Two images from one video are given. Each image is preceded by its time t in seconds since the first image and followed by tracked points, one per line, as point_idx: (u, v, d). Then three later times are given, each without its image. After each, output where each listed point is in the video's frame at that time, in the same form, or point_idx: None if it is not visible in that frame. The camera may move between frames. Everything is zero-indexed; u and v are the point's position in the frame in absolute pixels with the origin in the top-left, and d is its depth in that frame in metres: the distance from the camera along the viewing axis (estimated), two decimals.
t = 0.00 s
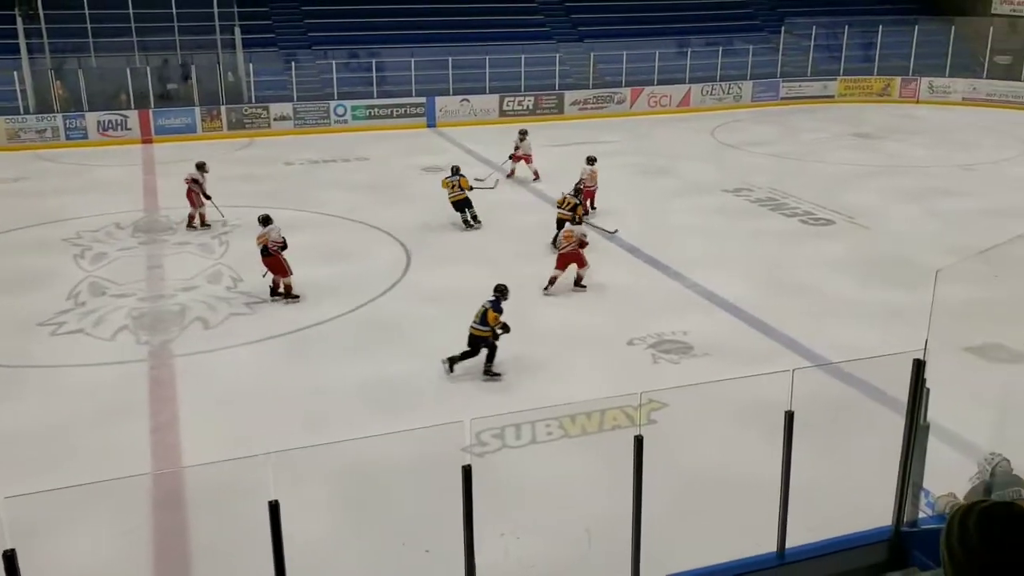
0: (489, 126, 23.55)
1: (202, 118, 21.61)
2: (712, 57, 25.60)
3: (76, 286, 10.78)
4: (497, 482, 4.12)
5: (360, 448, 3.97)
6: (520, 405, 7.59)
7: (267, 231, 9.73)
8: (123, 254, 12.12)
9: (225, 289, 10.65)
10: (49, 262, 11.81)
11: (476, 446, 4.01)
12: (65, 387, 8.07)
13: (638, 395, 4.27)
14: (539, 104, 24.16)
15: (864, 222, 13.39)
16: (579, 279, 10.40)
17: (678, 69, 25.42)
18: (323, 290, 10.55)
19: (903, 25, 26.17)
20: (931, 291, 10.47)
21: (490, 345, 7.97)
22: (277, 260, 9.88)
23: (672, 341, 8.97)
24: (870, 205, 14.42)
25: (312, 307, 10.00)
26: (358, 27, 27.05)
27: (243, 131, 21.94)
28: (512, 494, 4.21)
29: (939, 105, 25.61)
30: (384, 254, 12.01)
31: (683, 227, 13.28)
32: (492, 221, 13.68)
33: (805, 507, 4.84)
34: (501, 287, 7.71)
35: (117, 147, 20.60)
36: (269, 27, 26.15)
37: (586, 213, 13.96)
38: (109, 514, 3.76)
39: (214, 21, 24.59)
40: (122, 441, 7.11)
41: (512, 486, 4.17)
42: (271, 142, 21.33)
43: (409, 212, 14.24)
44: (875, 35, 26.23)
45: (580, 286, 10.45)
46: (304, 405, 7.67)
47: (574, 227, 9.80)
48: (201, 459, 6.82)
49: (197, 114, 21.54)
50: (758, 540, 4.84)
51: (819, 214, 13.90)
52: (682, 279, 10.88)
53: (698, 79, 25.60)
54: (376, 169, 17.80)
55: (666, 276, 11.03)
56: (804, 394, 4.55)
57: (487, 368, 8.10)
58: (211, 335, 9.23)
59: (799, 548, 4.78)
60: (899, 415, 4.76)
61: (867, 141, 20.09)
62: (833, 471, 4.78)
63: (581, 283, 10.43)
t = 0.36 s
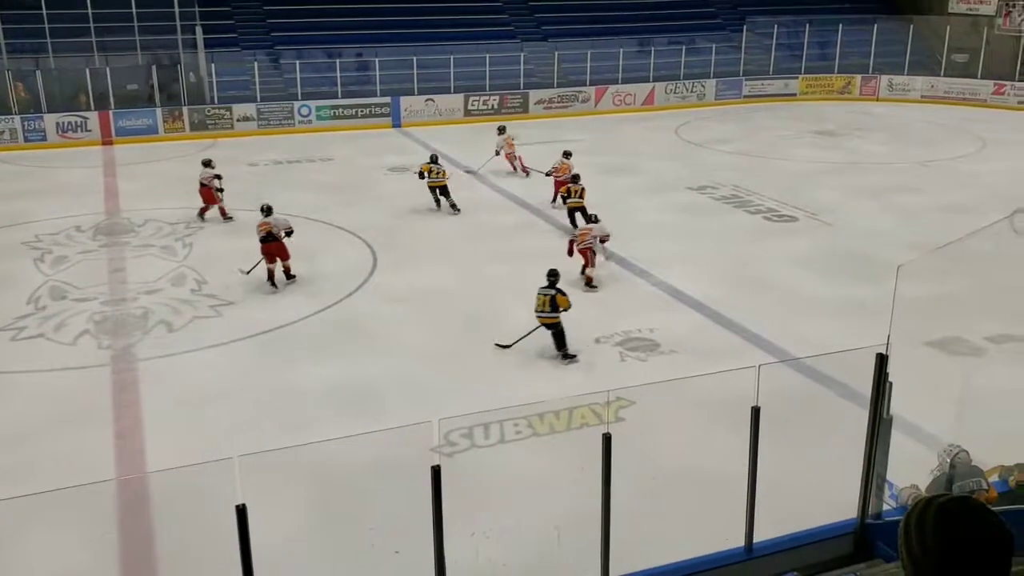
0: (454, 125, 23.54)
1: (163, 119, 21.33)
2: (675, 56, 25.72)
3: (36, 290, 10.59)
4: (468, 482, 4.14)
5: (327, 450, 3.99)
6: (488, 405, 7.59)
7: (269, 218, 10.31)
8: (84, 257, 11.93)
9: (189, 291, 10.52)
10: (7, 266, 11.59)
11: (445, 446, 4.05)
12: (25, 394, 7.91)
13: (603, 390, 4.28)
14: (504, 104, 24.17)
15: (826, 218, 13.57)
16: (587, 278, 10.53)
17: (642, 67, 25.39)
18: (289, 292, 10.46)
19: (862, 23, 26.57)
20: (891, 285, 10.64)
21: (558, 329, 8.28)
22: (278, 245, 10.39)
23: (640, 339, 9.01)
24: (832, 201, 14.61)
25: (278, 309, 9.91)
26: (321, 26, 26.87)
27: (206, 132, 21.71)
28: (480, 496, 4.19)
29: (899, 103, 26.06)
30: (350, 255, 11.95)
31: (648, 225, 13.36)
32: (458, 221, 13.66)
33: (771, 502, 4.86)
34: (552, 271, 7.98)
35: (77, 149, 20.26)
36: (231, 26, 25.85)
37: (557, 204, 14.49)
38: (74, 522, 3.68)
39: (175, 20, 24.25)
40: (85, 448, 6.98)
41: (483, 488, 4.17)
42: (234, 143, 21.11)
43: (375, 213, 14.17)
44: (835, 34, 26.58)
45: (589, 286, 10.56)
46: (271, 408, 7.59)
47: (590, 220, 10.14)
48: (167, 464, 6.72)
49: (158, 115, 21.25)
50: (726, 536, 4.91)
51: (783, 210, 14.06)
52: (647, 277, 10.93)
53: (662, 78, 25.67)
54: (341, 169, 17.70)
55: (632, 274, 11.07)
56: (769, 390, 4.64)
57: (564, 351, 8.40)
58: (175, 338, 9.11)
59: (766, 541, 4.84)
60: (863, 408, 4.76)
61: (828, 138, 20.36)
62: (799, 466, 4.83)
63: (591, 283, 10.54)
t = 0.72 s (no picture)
0: (460, 124, 23.52)
1: (170, 118, 21.38)
2: (681, 54, 25.74)
3: (43, 288, 10.63)
4: (474, 484, 4.09)
5: (329, 448, 4.00)
6: (493, 404, 7.59)
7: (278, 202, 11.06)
8: (90, 255, 11.96)
9: (195, 289, 10.55)
10: (13, 264, 11.63)
11: (449, 444, 4.04)
12: (32, 391, 7.94)
13: (608, 391, 4.29)
14: (509, 102, 24.14)
15: (832, 218, 13.54)
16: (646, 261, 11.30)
17: (649, 66, 25.41)
18: (294, 290, 10.48)
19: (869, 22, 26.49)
20: (897, 285, 10.61)
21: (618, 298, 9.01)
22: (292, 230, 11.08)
23: (645, 338, 9.00)
24: (837, 200, 14.58)
25: (283, 307, 9.94)
26: (327, 25, 26.90)
27: (212, 130, 21.75)
28: (485, 497, 4.16)
29: (905, 102, 25.95)
30: (355, 253, 11.96)
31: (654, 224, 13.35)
32: (463, 220, 13.66)
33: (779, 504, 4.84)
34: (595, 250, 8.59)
35: (83, 147, 20.31)
36: (238, 25, 25.90)
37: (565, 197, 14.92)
38: (81, 519, 3.70)
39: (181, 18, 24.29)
40: (91, 445, 7.01)
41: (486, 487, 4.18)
42: (240, 141, 21.15)
43: (381, 211, 14.19)
44: (841, 33, 26.51)
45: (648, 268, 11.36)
46: (276, 406, 7.61)
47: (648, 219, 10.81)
48: (172, 463, 6.73)
49: (165, 113, 21.27)
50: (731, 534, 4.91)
51: (788, 209, 14.03)
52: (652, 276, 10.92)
53: (668, 76, 25.62)
54: (346, 168, 17.71)
55: (637, 273, 11.06)
56: (774, 389, 4.63)
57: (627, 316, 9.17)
58: (181, 336, 9.13)
59: (771, 540, 4.86)
60: (868, 408, 4.78)
61: (834, 137, 20.30)
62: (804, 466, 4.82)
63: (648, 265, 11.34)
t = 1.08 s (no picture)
0: (483, 123, 23.55)
1: (195, 117, 21.56)
2: (706, 52, 25.72)
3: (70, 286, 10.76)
4: (495, 481, 4.12)
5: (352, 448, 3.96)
6: (515, 404, 7.58)
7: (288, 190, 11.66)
8: (116, 253, 12.09)
9: (220, 288, 10.64)
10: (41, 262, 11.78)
11: (472, 444, 4.01)
12: (59, 388, 8.03)
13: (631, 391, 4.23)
14: (532, 101, 24.13)
15: (859, 217, 13.40)
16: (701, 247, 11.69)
17: (673, 64, 25.45)
18: (317, 289, 10.53)
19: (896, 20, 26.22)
20: (923, 285, 10.49)
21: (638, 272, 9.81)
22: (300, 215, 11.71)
23: (668, 338, 8.97)
24: (863, 200, 14.44)
25: (308, 306, 10.00)
26: (351, 25, 27.02)
27: (237, 130, 21.92)
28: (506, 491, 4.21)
29: (933, 101, 25.61)
30: (378, 253, 12.01)
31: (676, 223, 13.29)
32: (486, 219, 13.67)
33: (805, 504, 4.80)
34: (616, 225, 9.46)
35: (110, 147, 20.54)
36: (263, 25, 26.09)
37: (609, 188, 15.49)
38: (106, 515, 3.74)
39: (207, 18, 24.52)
40: (117, 443, 7.07)
41: (507, 485, 4.17)
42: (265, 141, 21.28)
43: (404, 210, 14.25)
44: (868, 32, 26.29)
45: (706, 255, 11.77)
46: (299, 405, 7.64)
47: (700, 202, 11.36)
48: (196, 461, 6.79)
49: (191, 113, 21.47)
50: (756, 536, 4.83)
51: (814, 209, 13.92)
52: (676, 276, 10.86)
53: (692, 74, 25.62)
54: (370, 167, 17.80)
55: (661, 273, 11.00)
56: (799, 390, 4.59)
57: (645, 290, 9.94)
58: (206, 334, 9.21)
59: (796, 543, 4.80)
60: (894, 410, 4.73)
61: (860, 136, 20.11)
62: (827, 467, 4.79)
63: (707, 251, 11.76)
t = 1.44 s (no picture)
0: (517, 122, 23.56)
1: (232, 116, 21.80)
2: (742, 51, 25.60)
3: (110, 282, 10.95)
4: (526, 481, 4.14)
5: (382, 446, 4.01)
6: (546, 404, 7.58)
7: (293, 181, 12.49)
8: (154, 250, 12.29)
9: (256, 285, 10.76)
10: (82, 258, 12.00)
11: (503, 442, 4.04)
12: (99, 383, 8.18)
13: (663, 393, 4.24)
14: (566, 100, 24.07)
15: (897, 218, 13.21)
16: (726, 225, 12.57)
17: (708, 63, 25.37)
18: (351, 288, 10.61)
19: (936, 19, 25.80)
20: (963, 287, 10.31)
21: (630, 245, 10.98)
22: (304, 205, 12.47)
23: (702, 339, 8.92)
24: (901, 200, 14.23)
25: (342, 304, 10.09)
26: (385, 24, 27.17)
27: (274, 129, 22.12)
28: (537, 492, 4.20)
29: (974, 100, 25.10)
30: (411, 251, 12.08)
31: (710, 223, 13.19)
32: (518, 218, 13.68)
33: (841, 506, 4.77)
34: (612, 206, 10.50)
35: (149, 145, 20.84)
36: (299, 24, 26.32)
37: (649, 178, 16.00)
38: (142, 509, 3.78)
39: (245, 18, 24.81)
40: (155, 438, 7.18)
41: (537, 484, 4.18)
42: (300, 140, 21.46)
43: (437, 209, 14.31)
44: (907, 30, 25.92)
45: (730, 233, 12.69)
46: (332, 402, 7.72)
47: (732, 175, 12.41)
48: (231, 455, 6.89)
49: (228, 112, 21.72)
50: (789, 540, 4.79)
51: (851, 209, 13.75)
52: (709, 276, 10.81)
53: (728, 73, 25.54)
54: (404, 166, 17.88)
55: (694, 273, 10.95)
56: (833, 392, 4.55)
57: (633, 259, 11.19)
58: (241, 331, 9.32)
59: (830, 547, 4.76)
60: (931, 413, 4.63)
61: (899, 136, 19.83)
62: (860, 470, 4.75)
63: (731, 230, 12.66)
